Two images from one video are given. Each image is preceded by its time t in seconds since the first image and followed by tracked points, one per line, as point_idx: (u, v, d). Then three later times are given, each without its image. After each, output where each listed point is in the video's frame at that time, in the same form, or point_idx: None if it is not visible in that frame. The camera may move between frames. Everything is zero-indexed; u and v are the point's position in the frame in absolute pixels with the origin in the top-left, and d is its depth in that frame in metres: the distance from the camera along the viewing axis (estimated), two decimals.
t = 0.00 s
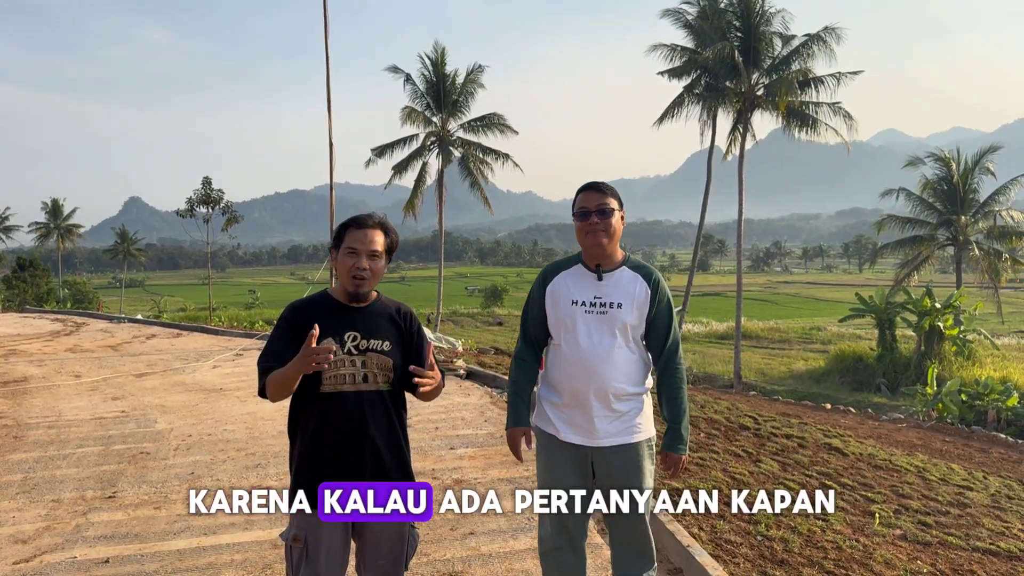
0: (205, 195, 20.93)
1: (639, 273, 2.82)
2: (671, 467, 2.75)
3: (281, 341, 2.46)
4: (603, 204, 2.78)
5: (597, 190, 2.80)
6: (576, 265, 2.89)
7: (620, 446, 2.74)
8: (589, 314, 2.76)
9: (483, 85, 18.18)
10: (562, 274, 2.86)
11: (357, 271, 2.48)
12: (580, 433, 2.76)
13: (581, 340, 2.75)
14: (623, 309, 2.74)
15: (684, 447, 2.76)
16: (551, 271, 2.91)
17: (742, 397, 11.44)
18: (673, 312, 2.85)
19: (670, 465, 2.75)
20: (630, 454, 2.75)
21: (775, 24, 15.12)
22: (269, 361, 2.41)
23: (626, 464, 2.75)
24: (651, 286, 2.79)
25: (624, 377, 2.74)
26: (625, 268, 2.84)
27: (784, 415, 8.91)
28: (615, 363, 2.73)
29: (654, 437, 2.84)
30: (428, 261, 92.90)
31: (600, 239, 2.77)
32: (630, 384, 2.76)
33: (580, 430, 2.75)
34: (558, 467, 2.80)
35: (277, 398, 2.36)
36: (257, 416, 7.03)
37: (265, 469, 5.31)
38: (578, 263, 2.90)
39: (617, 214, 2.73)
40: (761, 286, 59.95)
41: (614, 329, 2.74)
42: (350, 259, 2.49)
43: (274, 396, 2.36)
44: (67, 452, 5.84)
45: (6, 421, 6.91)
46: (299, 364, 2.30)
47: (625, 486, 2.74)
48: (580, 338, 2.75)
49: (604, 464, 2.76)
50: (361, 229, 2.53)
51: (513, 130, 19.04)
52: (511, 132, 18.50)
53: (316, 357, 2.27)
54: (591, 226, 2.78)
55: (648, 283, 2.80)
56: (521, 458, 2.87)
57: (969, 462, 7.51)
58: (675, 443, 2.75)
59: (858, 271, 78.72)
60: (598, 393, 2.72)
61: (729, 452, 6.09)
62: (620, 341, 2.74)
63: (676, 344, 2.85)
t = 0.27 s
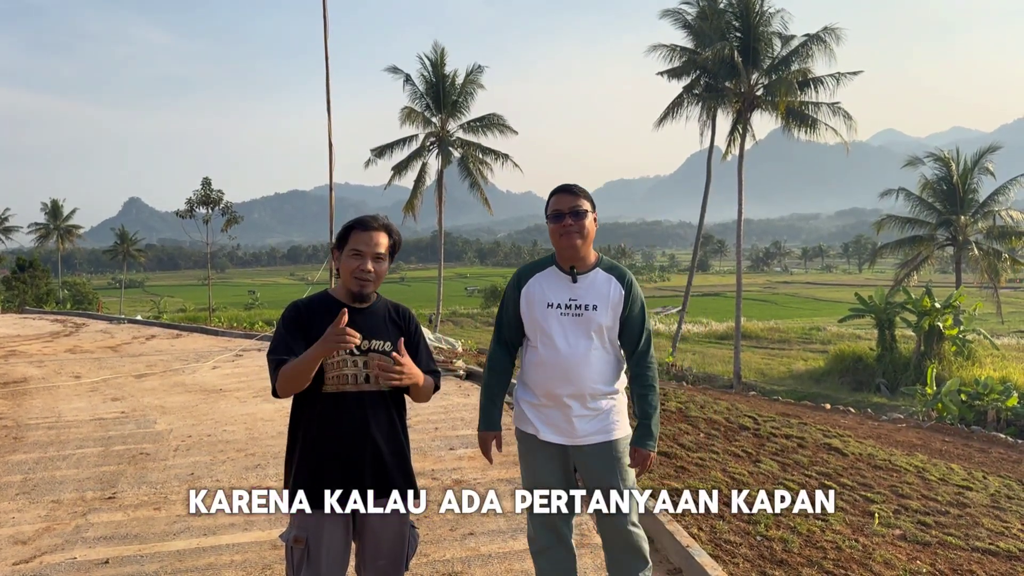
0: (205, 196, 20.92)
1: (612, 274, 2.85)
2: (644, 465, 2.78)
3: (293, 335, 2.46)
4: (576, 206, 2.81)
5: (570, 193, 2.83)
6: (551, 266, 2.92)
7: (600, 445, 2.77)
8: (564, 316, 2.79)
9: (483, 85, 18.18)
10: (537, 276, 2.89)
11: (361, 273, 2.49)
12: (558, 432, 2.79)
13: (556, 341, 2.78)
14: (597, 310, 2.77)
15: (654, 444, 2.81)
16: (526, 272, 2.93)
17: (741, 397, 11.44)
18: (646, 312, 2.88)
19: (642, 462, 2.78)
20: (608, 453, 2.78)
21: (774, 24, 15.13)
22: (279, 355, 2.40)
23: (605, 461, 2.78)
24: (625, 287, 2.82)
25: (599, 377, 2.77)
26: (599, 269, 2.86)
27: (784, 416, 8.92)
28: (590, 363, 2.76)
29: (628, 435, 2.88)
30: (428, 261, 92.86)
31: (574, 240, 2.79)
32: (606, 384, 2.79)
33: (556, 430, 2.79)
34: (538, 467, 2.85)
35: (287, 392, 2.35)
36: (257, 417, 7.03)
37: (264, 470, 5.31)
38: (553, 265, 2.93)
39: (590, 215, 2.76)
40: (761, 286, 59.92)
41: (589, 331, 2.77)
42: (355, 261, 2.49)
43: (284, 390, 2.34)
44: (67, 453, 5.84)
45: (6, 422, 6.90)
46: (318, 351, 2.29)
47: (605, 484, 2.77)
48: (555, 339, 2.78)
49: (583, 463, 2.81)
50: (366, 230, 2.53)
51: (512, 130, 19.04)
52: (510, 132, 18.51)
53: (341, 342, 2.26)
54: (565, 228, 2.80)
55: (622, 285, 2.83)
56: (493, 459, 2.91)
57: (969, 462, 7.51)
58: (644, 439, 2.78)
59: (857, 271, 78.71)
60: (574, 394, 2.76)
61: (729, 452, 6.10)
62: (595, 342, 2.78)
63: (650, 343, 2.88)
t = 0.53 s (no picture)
0: (205, 196, 20.92)
1: (594, 273, 2.84)
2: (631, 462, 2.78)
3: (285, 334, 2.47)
4: (554, 207, 2.81)
5: (547, 195, 2.82)
6: (533, 268, 2.92)
7: (587, 441, 2.79)
8: (547, 317, 2.80)
9: (482, 86, 18.18)
10: (519, 279, 2.89)
11: (362, 272, 2.49)
12: (545, 432, 2.81)
13: (539, 343, 2.79)
14: (579, 310, 2.77)
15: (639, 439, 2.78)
16: (509, 275, 2.94)
17: (741, 398, 11.45)
18: (629, 309, 2.87)
19: (629, 459, 2.77)
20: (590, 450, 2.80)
21: (774, 24, 15.15)
22: (267, 355, 2.41)
23: (590, 458, 2.81)
24: (606, 286, 2.82)
25: (584, 376, 2.78)
26: (580, 268, 2.86)
27: (784, 416, 8.93)
28: (574, 363, 2.77)
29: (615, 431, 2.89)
30: (428, 262, 92.86)
31: (554, 242, 2.79)
32: (591, 383, 2.80)
33: (543, 430, 2.81)
34: (526, 466, 2.88)
35: (272, 392, 2.36)
36: (256, 417, 7.03)
37: (264, 471, 5.31)
38: (534, 266, 2.93)
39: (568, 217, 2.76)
40: (760, 286, 59.92)
41: (572, 331, 2.77)
42: (356, 259, 2.49)
43: (268, 390, 2.35)
44: (67, 454, 5.84)
45: (6, 422, 6.90)
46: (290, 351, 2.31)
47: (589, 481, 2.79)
48: (538, 341, 2.80)
49: (570, 461, 2.82)
50: (369, 230, 2.54)
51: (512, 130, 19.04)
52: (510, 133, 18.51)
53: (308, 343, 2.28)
54: (544, 230, 2.80)
55: (603, 283, 2.82)
56: (471, 461, 2.91)
57: (969, 462, 7.52)
58: (629, 435, 2.76)
59: (857, 271, 78.74)
60: (558, 394, 2.78)
61: (729, 453, 6.10)
62: (578, 341, 2.78)
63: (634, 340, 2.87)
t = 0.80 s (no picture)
0: (205, 197, 20.94)
1: (586, 272, 2.84)
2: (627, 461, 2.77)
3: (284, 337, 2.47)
4: (543, 209, 2.83)
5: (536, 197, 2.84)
6: (526, 270, 2.94)
7: (580, 444, 2.78)
8: (540, 318, 2.81)
9: (482, 86, 18.20)
10: (513, 281, 2.92)
11: (356, 271, 2.49)
12: (541, 433, 2.81)
13: (532, 344, 2.80)
14: (571, 310, 2.77)
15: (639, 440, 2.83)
16: (503, 278, 2.97)
17: (741, 398, 11.45)
18: (622, 308, 2.86)
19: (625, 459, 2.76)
20: (588, 452, 2.78)
21: (773, 25, 15.16)
22: (266, 361, 2.42)
23: (586, 461, 2.78)
24: (597, 285, 2.81)
25: (577, 376, 2.78)
26: (572, 268, 2.86)
27: (785, 416, 8.94)
28: (566, 363, 2.77)
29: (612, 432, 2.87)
30: (428, 262, 92.85)
31: (543, 243, 2.80)
32: (585, 383, 2.79)
33: (538, 431, 2.81)
34: (524, 466, 2.89)
35: (272, 402, 2.36)
36: (256, 418, 7.04)
37: (264, 471, 5.31)
38: (528, 269, 2.95)
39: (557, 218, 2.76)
40: (760, 287, 59.90)
41: (564, 330, 2.78)
42: (349, 259, 2.49)
43: (267, 401, 2.35)
44: (67, 454, 5.84)
45: (6, 423, 6.90)
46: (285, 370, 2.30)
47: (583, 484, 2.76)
48: (531, 342, 2.81)
49: (565, 464, 2.80)
50: (361, 229, 2.55)
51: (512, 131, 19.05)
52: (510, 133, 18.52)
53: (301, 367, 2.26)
54: (533, 232, 2.82)
55: (595, 282, 2.82)
56: (476, 464, 2.90)
57: (969, 462, 7.52)
58: (630, 437, 2.81)
59: (857, 272, 78.73)
60: (552, 394, 2.77)
61: (729, 453, 6.11)
62: (571, 341, 2.78)
63: (627, 339, 2.85)
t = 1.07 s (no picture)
0: (204, 197, 20.95)
1: (584, 272, 2.84)
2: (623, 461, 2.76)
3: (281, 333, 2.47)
4: (539, 209, 2.82)
5: (532, 197, 2.84)
6: (524, 271, 2.94)
7: (579, 445, 2.78)
8: (538, 319, 2.81)
9: (482, 87, 18.21)
10: (511, 282, 2.92)
11: (360, 276, 2.49)
12: (539, 433, 2.81)
13: (530, 345, 2.81)
14: (569, 311, 2.77)
15: (628, 437, 2.75)
16: (502, 278, 2.97)
17: (741, 398, 11.46)
18: (620, 308, 2.85)
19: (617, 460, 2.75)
20: (585, 453, 2.78)
21: (773, 25, 15.17)
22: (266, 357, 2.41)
23: (585, 462, 2.78)
24: (595, 284, 2.81)
25: (576, 377, 2.78)
26: (569, 268, 2.86)
27: (784, 416, 8.97)
28: (565, 363, 2.77)
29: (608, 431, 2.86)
30: (428, 262, 92.85)
31: (540, 244, 2.80)
32: (583, 383, 2.79)
33: (537, 431, 2.81)
34: (523, 468, 2.88)
35: (264, 386, 2.30)
36: (256, 418, 7.04)
37: (264, 471, 5.31)
38: (526, 269, 2.95)
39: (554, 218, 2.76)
40: (760, 287, 59.86)
41: (562, 331, 2.78)
42: (354, 263, 2.50)
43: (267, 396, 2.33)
44: (67, 454, 5.84)
45: (6, 423, 6.90)
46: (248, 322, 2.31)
47: (582, 485, 2.77)
48: (529, 343, 2.81)
49: (564, 465, 2.80)
50: (368, 233, 2.54)
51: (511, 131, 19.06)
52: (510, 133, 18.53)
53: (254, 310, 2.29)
54: (530, 233, 2.82)
55: (592, 282, 2.82)
56: (480, 468, 2.92)
57: (969, 463, 7.52)
58: (617, 434, 2.73)
59: (857, 272, 78.76)
60: (551, 394, 2.78)
61: (729, 453, 6.11)
62: (569, 341, 2.78)
63: (626, 338, 2.84)
